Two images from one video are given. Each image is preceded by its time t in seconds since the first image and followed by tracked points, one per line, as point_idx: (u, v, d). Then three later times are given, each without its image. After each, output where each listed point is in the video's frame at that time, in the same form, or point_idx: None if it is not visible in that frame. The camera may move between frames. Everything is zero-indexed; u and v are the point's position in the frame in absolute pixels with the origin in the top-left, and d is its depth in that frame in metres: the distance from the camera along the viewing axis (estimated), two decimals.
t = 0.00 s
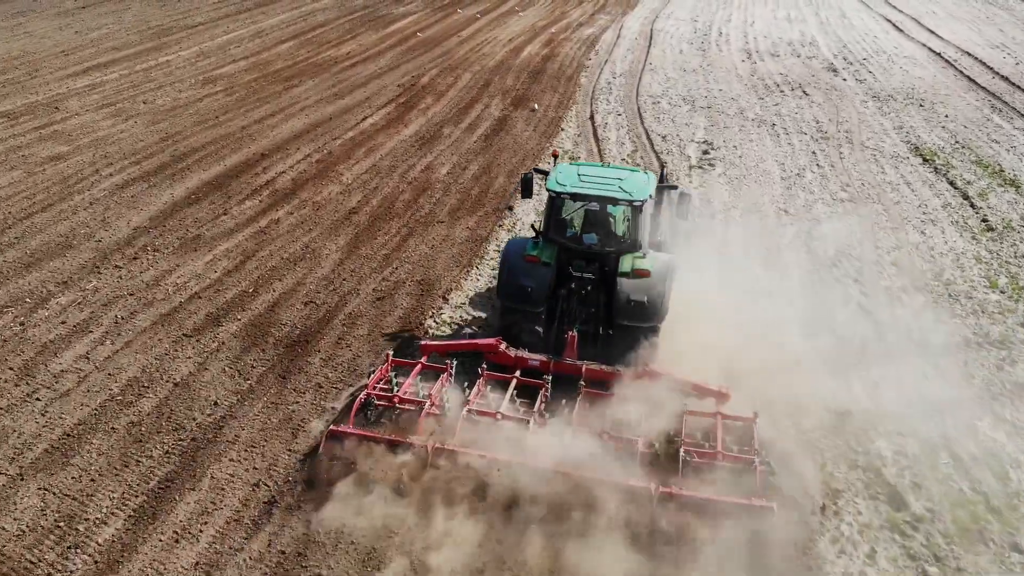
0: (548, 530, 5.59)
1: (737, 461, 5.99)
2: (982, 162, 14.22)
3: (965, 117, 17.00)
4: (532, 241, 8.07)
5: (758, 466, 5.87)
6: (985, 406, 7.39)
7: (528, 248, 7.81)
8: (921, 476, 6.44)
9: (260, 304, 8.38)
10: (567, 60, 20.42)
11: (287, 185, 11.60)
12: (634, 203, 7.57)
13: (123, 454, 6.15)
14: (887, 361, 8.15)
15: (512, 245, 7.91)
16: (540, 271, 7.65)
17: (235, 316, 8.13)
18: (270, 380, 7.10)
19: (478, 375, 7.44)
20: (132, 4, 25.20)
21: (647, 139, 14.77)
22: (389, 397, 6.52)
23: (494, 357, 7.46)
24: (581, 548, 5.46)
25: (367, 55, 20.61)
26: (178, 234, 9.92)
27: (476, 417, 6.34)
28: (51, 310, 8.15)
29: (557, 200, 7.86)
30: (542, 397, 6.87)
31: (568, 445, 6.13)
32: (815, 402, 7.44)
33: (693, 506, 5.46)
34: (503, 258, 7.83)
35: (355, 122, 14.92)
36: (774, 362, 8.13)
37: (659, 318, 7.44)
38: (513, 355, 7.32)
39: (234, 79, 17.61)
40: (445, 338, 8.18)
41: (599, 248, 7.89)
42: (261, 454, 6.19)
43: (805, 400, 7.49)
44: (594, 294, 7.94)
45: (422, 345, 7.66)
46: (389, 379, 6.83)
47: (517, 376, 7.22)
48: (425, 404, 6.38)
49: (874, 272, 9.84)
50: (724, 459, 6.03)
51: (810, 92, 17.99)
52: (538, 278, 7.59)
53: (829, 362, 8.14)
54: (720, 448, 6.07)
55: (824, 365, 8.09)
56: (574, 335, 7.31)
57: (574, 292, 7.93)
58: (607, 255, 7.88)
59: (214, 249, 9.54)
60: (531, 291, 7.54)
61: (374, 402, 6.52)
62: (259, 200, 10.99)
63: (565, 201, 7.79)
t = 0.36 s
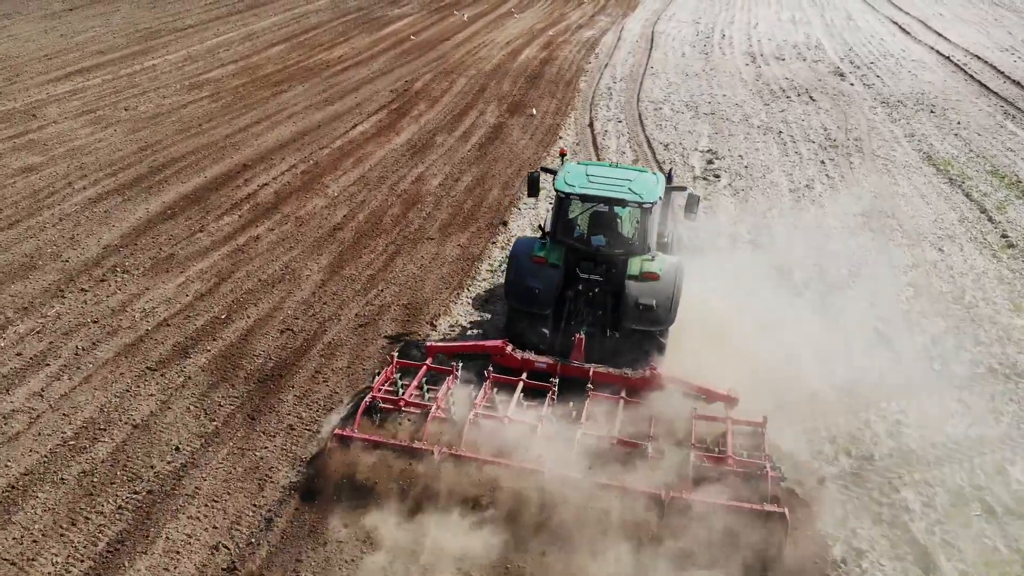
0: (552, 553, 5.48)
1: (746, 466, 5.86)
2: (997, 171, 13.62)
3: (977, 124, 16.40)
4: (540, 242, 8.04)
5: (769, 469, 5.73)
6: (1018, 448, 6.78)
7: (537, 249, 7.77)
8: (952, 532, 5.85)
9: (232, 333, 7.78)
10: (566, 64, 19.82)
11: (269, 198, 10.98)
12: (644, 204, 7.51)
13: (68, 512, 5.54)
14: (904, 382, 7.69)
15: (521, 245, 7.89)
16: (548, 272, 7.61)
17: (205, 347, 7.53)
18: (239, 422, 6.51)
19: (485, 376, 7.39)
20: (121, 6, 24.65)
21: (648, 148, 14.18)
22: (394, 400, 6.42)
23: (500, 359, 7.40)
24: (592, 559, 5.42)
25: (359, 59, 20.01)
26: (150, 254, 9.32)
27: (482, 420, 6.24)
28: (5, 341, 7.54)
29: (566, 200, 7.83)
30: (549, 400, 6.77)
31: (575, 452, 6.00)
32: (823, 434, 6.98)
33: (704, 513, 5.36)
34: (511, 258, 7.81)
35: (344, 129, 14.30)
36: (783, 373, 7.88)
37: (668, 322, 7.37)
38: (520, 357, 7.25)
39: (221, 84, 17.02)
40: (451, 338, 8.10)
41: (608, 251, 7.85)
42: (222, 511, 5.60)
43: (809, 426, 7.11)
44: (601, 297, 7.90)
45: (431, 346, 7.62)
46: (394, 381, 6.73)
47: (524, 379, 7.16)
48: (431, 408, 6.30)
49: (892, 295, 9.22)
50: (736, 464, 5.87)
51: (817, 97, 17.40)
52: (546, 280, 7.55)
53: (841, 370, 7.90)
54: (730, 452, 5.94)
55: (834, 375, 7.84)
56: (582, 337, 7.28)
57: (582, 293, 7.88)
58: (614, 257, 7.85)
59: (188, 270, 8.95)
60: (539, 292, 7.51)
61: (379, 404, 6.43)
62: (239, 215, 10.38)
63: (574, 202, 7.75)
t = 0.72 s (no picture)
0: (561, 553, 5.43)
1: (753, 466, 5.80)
2: (1013, 181, 13.04)
3: (991, 130, 15.80)
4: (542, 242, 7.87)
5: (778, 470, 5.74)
6: None
7: (538, 249, 7.61)
8: None
9: (200, 363, 7.21)
10: (565, 68, 19.26)
11: (249, 211, 10.40)
12: (645, 203, 7.30)
13: None
14: (926, 420, 7.04)
15: (522, 245, 7.74)
16: (550, 273, 7.46)
17: (170, 379, 6.99)
18: (201, 468, 5.96)
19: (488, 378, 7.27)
20: (110, 7, 24.13)
21: (649, 155, 13.62)
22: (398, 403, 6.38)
23: (503, 360, 7.31)
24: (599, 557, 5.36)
25: (351, 62, 19.42)
26: (119, 274, 8.76)
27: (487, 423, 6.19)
28: None
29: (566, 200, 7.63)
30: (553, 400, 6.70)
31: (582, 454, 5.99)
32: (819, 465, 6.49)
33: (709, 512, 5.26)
34: (512, 259, 7.67)
35: (332, 136, 13.72)
36: (785, 383, 7.61)
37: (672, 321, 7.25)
38: (523, 358, 7.14)
39: (207, 88, 16.46)
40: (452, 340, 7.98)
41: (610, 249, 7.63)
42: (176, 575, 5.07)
43: (803, 445, 6.73)
44: (605, 296, 7.67)
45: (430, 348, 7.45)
46: (397, 384, 6.68)
47: (528, 380, 7.07)
48: (435, 409, 6.28)
49: (909, 320, 8.64)
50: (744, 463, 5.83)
51: (823, 103, 16.83)
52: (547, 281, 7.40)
53: (846, 384, 7.58)
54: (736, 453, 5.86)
55: (838, 389, 7.50)
56: (585, 337, 7.13)
57: (584, 293, 7.65)
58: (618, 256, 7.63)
59: (158, 291, 8.39)
60: (541, 293, 7.36)
61: (382, 407, 6.39)
62: (216, 230, 9.81)
63: (575, 201, 7.56)
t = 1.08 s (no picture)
0: (570, 562, 5.33)
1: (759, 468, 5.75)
2: None
3: (1004, 137, 15.22)
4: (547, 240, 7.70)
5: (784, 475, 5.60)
6: None
7: (543, 246, 7.45)
8: None
9: (162, 400, 6.65)
10: (562, 72, 18.68)
11: (226, 226, 9.82)
12: (652, 202, 7.22)
13: None
14: (949, 462, 6.49)
15: (527, 243, 7.61)
16: (555, 271, 7.30)
17: (128, 418, 6.43)
18: (151, 526, 5.39)
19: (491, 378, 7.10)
20: (98, 9, 23.59)
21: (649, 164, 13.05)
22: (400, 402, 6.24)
23: (507, 360, 7.10)
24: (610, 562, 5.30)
25: (343, 66, 18.84)
26: (82, 297, 8.20)
27: (489, 423, 6.01)
28: None
29: (572, 199, 7.56)
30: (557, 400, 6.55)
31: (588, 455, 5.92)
32: (819, 492, 6.15)
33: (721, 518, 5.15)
34: (517, 257, 7.52)
35: (318, 144, 13.14)
36: (785, 389, 7.45)
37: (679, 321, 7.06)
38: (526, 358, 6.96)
39: (192, 93, 15.89)
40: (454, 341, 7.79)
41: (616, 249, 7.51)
42: None
43: (797, 457, 6.54)
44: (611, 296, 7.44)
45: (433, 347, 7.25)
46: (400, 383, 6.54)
47: (532, 380, 6.94)
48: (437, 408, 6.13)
49: (926, 346, 8.10)
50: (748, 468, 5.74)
51: (830, 108, 16.26)
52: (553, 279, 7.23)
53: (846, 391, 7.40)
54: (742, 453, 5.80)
55: (836, 397, 7.32)
56: (590, 336, 6.93)
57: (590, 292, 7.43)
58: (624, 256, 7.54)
59: (122, 317, 7.83)
60: (546, 292, 7.18)
61: (384, 406, 6.25)
62: (189, 248, 9.23)
63: (581, 200, 7.49)
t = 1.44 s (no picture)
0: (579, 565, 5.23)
1: (767, 470, 5.57)
2: None
3: (1020, 145, 14.62)
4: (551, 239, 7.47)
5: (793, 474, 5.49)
6: None
7: (547, 245, 7.24)
8: None
9: (117, 447, 6.08)
10: (561, 76, 18.10)
11: (200, 244, 9.24)
12: (657, 200, 6.81)
13: None
14: (979, 513, 5.91)
15: (530, 241, 7.38)
16: (560, 271, 7.08)
17: (79, 468, 5.86)
18: None
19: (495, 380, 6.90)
20: (86, 11, 23.05)
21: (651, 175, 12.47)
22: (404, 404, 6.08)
23: (510, 361, 6.90)
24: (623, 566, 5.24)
25: (334, 71, 18.25)
26: (41, 325, 7.63)
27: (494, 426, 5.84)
28: None
29: (576, 196, 7.24)
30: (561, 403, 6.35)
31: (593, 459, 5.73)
32: (831, 544, 5.59)
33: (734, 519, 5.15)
34: (520, 256, 7.29)
35: (304, 154, 12.56)
36: (790, 402, 7.16)
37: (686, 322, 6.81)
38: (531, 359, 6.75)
39: (176, 99, 15.32)
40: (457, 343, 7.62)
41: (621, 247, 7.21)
42: None
43: (804, 461, 6.40)
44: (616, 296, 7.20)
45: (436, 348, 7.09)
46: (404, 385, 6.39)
47: (535, 381, 6.66)
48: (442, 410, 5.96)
49: (949, 378, 7.50)
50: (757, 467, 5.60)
51: (838, 115, 15.68)
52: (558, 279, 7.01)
53: (852, 408, 7.09)
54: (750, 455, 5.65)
55: (843, 416, 6.97)
56: (595, 337, 6.73)
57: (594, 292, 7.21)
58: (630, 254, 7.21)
59: (82, 349, 7.25)
60: (551, 291, 6.97)
61: (388, 409, 6.10)
62: (161, 269, 8.66)
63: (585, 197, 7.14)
